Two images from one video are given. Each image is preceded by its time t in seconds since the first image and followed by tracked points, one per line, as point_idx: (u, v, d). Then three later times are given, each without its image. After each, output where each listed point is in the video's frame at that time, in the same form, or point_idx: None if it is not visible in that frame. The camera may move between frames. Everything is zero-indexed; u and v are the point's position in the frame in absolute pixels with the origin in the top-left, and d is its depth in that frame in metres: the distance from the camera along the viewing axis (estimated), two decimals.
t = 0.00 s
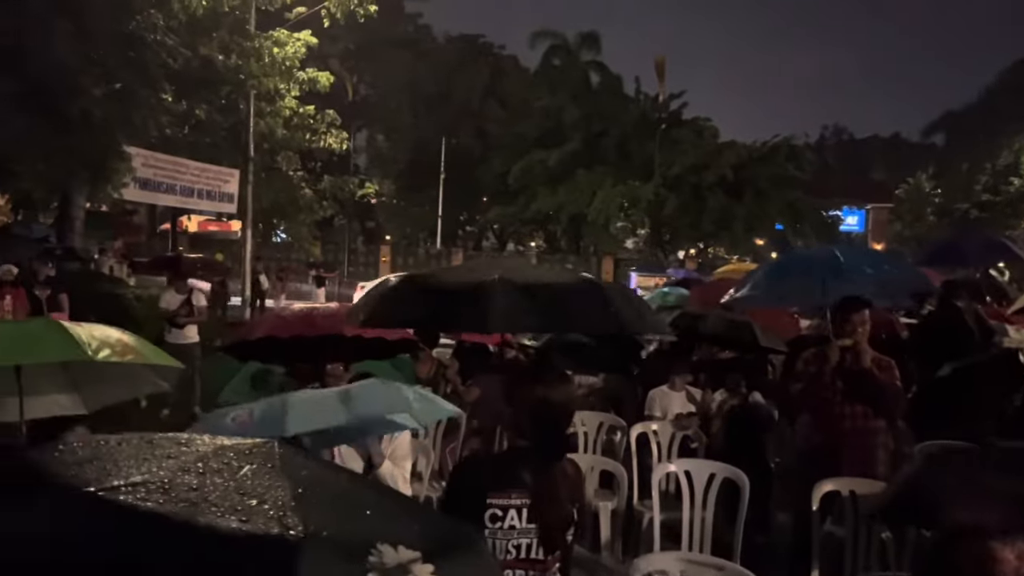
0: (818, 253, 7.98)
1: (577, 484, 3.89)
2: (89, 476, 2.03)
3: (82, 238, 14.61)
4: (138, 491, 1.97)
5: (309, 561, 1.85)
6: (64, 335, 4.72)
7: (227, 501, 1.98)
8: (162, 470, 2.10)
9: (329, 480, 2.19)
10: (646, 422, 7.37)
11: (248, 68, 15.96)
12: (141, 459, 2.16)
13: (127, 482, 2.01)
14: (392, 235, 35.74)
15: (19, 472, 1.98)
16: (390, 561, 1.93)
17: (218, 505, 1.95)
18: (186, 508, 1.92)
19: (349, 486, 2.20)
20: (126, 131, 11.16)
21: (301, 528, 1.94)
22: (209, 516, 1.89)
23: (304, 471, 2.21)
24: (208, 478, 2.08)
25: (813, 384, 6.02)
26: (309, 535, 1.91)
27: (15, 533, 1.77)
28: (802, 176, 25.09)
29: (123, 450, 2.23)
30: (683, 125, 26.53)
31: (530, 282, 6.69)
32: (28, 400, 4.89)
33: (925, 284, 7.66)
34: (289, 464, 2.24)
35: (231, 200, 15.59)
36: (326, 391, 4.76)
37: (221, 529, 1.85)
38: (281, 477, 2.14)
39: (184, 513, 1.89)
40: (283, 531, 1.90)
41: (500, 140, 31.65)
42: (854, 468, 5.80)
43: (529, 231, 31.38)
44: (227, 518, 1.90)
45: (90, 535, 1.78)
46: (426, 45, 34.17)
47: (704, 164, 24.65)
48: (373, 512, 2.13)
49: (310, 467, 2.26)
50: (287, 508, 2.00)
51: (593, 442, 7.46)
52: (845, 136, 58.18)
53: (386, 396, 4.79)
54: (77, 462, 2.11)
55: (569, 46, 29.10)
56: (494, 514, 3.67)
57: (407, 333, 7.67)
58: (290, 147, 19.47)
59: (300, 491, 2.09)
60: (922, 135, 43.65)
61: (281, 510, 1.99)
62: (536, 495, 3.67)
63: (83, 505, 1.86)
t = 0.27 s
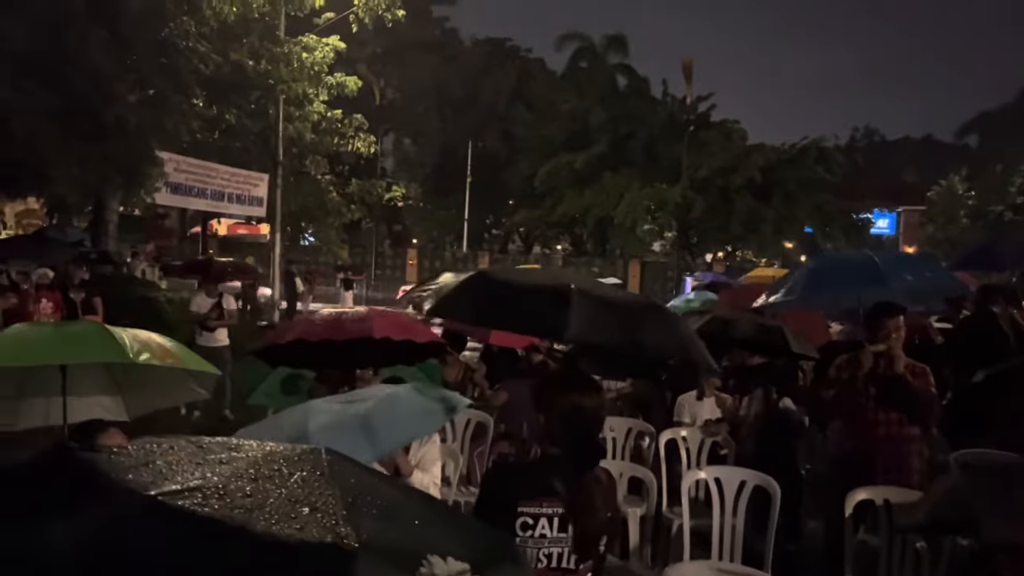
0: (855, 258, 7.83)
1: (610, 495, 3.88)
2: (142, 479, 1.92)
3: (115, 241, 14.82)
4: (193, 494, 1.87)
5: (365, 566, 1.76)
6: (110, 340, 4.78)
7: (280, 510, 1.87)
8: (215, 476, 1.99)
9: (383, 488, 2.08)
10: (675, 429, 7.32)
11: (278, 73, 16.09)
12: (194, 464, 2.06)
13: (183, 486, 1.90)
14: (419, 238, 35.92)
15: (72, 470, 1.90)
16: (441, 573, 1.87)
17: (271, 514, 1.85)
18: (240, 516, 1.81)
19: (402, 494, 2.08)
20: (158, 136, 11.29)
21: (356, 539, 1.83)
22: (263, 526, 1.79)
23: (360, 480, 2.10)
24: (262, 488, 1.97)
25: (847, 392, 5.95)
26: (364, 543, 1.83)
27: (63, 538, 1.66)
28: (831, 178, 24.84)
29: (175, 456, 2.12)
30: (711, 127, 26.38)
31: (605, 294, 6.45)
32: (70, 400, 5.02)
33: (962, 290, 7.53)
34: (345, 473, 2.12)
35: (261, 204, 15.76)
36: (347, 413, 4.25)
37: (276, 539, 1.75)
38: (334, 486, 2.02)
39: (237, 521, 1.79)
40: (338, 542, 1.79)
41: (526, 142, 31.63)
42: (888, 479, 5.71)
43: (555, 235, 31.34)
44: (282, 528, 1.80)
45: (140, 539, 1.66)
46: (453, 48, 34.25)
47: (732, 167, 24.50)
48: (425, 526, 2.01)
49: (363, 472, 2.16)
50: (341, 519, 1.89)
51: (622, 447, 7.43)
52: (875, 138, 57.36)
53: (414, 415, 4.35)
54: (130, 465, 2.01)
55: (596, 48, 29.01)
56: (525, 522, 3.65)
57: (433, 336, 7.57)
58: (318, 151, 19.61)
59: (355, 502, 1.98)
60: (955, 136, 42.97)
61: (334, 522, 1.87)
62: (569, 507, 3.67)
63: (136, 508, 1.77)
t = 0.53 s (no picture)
0: (878, 262, 7.77)
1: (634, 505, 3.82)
2: (170, 509, 1.73)
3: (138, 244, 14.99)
4: (225, 527, 1.68)
5: None
6: (146, 344, 4.57)
7: (315, 539, 1.69)
8: (244, 501, 1.79)
9: (418, 510, 1.88)
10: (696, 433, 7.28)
11: (297, 78, 16.17)
12: (222, 486, 1.86)
13: (213, 518, 1.71)
14: (437, 240, 36.06)
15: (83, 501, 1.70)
16: None
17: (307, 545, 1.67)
18: (275, 550, 1.63)
19: (435, 516, 1.88)
20: (181, 141, 11.38)
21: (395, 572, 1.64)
22: (299, 559, 1.61)
23: (394, 501, 1.89)
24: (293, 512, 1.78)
25: (869, 397, 5.89)
26: None
27: None
28: (851, 180, 24.74)
29: (196, 474, 1.91)
30: (730, 129, 26.27)
31: (640, 305, 6.32)
32: (97, 402, 4.95)
33: (987, 293, 7.41)
34: (377, 492, 1.90)
35: (281, 207, 15.86)
36: (372, 415, 4.25)
37: None
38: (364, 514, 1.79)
39: (272, 554, 1.61)
40: None
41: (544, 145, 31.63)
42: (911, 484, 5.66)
43: (573, 237, 31.31)
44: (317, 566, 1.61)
45: None
46: (471, 52, 34.33)
47: (751, 169, 24.38)
48: (461, 549, 1.82)
49: (396, 492, 1.94)
50: (378, 548, 1.70)
51: (641, 452, 7.40)
52: (896, 138, 56.86)
53: (439, 412, 4.41)
54: (155, 490, 1.81)
55: (614, 51, 28.97)
56: (543, 527, 3.65)
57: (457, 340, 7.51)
58: (338, 155, 19.72)
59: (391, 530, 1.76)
60: (976, 136, 42.57)
61: (371, 556, 1.67)
62: (591, 514, 3.64)
63: (166, 545, 1.59)
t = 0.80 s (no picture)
0: (882, 264, 7.74)
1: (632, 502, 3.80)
2: (171, 513, 1.72)
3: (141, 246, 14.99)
4: (226, 527, 1.68)
5: None
6: (163, 348, 4.56)
7: (315, 532, 1.67)
8: (240, 502, 1.78)
9: (413, 502, 1.85)
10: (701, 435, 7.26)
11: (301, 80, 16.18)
12: (214, 490, 1.85)
13: (214, 519, 1.71)
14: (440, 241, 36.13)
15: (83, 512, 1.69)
16: None
17: (306, 537, 1.66)
18: (277, 545, 1.63)
19: (429, 506, 1.86)
20: (184, 142, 11.38)
21: (395, 561, 1.63)
22: (301, 554, 1.60)
23: (389, 494, 1.85)
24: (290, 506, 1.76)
25: (874, 399, 5.85)
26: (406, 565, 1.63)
27: None
28: (855, 180, 24.77)
29: (189, 481, 1.90)
30: (734, 130, 26.25)
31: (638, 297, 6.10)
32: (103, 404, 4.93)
33: (992, 294, 7.36)
34: (369, 484, 1.88)
35: (284, 209, 15.86)
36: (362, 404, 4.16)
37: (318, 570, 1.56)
38: (361, 504, 1.78)
39: (274, 551, 1.60)
40: (378, 566, 1.60)
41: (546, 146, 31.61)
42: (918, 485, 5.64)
43: (576, 238, 31.32)
44: (321, 555, 1.60)
45: None
46: (474, 53, 34.36)
47: (755, 170, 24.37)
48: (458, 537, 1.81)
49: (396, 490, 1.90)
50: (379, 539, 1.67)
51: (646, 454, 7.38)
52: (899, 139, 56.75)
53: (429, 399, 4.31)
54: (152, 499, 1.78)
55: (617, 52, 28.95)
56: (540, 527, 3.62)
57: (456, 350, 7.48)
58: (341, 156, 19.75)
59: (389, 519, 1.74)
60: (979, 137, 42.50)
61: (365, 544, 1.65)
62: (589, 515, 3.58)
63: (168, 552, 1.58)
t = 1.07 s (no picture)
0: (869, 263, 7.76)
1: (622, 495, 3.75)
2: (147, 508, 1.68)
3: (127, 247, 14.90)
4: (204, 520, 1.66)
5: None
6: (137, 348, 4.52)
7: (294, 524, 1.65)
8: (215, 496, 1.75)
9: (393, 495, 1.82)
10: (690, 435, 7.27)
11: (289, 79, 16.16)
12: (191, 483, 1.80)
13: (191, 513, 1.68)
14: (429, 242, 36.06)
15: (66, 503, 1.68)
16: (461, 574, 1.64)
17: (285, 530, 1.64)
18: (258, 539, 1.61)
19: (409, 496, 1.83)
20: (171, 142, 11.33)
21: (377, 552, 1.61)
22: (282, 547, 1.58)
23: (367, 488, 1.82)
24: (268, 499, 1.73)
25: (861, 397, 5.89)
26: (386, 556, 1.61)
27: None
28: (842, 180, 24.89)
29: (160, 473, 1.85)
30: (722, 130, 26.36)
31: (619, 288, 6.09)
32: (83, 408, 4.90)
33: (979, 293, 7.36)
34: (344, 478, 1.84)
35: (272, 208, 15.80)
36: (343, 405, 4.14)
37: (297, 565, 1.54)
38: (338, 499, 1.75)
39: (255, 545, 1.58)
40: (360, 559, 1.58)
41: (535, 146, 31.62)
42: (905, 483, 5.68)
43: (566, 238, 31.32)
44: (301, 547, 1.59)
45: None
46: (463, 53, 34.32)
47: (743, 169, 24.48)
48: (441, 529, 1.75)
49: (376, 484, 1.88)
50: (359, 532, 1.65)
51: (635, 453, 7.39)
52: (887, 140, 57.05)
53: (412, 400, 4.30)
54: (126, 495, 1.73)
55: (605, 52, 29.00)
56: (519, 522, 3.66)
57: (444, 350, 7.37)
58: (329, 156, 19.69)
59: (367, 511, 1.72)
60: (966, 137, 42.77)
61: (344, 540, 1.63)
62: (567, 515, 3.60)
63: (148, 548, 1.56)
